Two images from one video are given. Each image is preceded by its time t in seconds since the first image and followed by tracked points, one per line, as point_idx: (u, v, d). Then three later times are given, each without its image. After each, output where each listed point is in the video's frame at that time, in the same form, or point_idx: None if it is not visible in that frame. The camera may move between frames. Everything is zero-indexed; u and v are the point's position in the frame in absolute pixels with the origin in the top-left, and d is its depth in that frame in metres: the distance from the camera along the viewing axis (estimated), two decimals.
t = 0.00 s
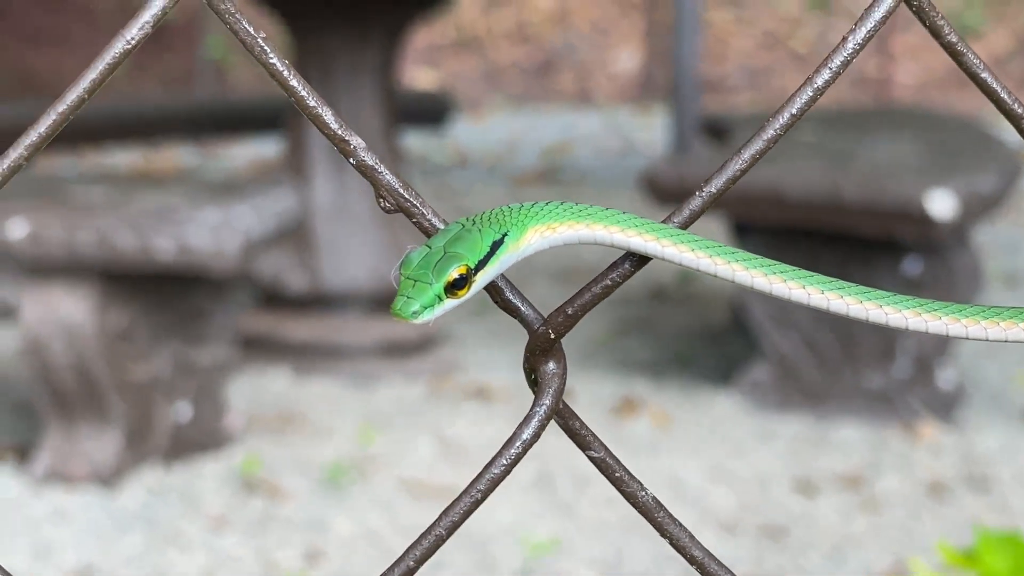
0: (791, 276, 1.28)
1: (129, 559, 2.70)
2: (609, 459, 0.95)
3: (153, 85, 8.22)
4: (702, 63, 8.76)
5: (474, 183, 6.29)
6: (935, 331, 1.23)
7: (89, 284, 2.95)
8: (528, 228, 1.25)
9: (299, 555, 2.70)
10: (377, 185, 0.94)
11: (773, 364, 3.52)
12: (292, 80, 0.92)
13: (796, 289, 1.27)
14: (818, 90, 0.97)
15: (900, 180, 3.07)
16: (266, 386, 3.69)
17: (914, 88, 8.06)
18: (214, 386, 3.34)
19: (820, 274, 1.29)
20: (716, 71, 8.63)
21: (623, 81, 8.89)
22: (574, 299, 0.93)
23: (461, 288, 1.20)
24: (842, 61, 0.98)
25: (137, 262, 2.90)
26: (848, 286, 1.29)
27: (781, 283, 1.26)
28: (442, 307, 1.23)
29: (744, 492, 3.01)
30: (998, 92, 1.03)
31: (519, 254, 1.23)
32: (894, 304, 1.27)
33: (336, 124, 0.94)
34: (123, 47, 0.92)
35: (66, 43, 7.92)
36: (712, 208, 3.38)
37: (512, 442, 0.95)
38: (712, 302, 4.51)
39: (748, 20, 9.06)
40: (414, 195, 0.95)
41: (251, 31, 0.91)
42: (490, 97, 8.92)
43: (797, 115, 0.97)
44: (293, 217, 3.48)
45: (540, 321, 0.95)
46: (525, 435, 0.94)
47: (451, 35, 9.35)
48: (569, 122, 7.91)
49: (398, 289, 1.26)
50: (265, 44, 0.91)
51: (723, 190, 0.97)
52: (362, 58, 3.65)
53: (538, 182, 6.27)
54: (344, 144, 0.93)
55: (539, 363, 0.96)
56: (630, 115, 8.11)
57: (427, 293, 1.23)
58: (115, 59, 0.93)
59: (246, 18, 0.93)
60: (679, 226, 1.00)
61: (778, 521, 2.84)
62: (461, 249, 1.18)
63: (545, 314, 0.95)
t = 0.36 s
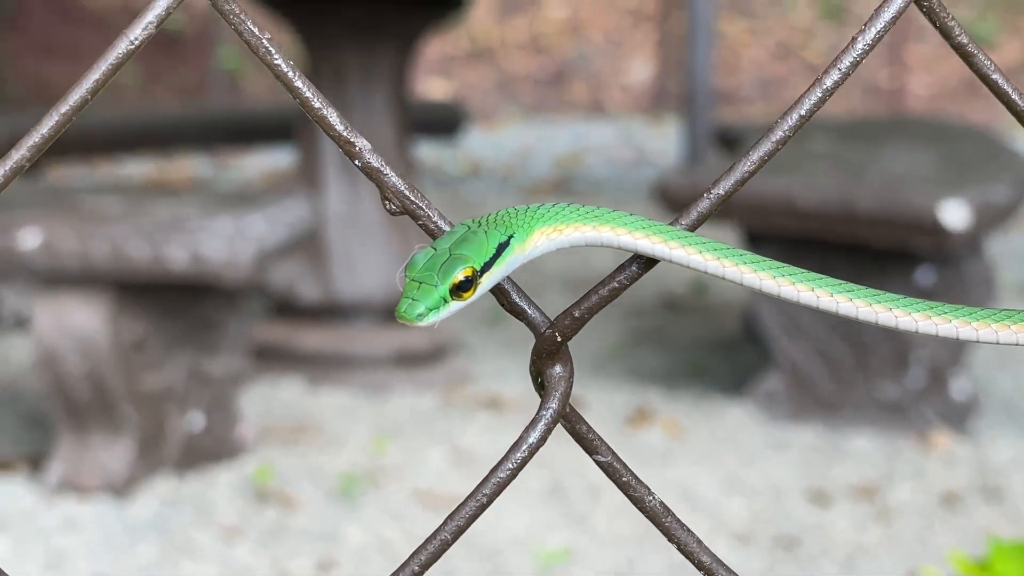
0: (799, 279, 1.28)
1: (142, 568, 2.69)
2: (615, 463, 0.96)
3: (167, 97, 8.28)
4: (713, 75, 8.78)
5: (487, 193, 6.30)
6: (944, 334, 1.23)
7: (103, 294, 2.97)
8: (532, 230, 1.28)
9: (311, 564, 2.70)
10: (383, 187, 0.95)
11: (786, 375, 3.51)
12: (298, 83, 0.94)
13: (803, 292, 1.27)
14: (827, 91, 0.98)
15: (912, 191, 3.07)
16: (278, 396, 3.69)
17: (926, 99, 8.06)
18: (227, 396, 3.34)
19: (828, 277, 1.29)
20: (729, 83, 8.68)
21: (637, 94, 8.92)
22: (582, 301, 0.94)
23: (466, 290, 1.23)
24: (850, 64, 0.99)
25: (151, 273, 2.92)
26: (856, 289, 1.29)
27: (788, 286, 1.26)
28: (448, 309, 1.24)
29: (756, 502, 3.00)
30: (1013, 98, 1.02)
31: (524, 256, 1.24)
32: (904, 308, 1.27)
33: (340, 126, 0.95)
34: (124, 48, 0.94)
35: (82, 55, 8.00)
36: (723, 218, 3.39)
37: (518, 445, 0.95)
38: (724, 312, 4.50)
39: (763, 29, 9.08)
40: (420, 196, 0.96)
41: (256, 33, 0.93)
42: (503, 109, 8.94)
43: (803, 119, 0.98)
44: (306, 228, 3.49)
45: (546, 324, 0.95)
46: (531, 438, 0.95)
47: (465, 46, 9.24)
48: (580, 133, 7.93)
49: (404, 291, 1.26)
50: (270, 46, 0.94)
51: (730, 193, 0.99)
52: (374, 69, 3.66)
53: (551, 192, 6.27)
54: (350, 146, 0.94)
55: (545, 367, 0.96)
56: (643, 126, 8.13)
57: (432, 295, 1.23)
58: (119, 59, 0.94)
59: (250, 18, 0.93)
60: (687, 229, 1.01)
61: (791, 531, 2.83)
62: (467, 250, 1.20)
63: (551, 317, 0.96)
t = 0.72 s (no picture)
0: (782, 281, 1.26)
1: None
2: (599, 469, 0.98)
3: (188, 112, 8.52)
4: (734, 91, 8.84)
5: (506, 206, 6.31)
6: (930, 339, 1.21)
7: (120, 306, 2.97)
8: (514, 233, 1.26)
9: None
10: (365, 190, 0.95)
11: (805, 390, 3.50)
12: (279, 84, 0.94)
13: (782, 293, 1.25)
14: (813, 92, 0.98)
15: (931, 205, 3.06)
16: (297, 411, 3.68)
17: (945, 115, 8.04)
18: (244, 410, 3.33)
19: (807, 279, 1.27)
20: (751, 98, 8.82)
21: (658, 109, 8.94)
22: (563, 306, 0.95)
23: (445, 292, 1.20)
24: (836, 65, 0.98)
25: (168, 286, 2.91)
26: (844, 292, 1.28)
27: (774, 290, 1.25)
28: (426, 311, 1.22)
29: (775, 518, 2.98)
30: (999, 94, 1.00)
31: (505, 258, 1.22)
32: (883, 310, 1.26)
33: (322, 128, 0.95)
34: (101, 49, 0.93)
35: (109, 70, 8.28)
36: (743, 234, 3.37)
37: (501, 450, 0.96)
38: (742, 327, 4.50)
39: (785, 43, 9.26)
40: (401, 200, 0.96)
41: (236, 33, 0.92)
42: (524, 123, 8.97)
43: (787, 122, 0.98)
44: (324, 241, 3.48)
45: (528, 328, 0.96)
46: (513, 443, 0.96)
47: (484, 61, 9.40)
48: (602, 147, 7.96)
49: (383, 294, 1.25)
50: (250, 46, 0.93)
51: (714, 195, 0.98)
52: (390, 82, 3.66)
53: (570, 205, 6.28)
54: (331, 148, 0.94)
55: (529, 371, 0.97)
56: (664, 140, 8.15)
57: (410, 297, 1.22)
58: (97, 58, 0.93)
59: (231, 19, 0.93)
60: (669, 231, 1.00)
61: (810, 547, 2.81)
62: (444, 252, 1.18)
63: (534, 321, 0.96)
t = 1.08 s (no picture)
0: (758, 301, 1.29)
1: None
2: (568, 484, 1.03)
3: (215, 123, 8.44)
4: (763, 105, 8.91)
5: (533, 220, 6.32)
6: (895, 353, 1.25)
7: (141, 320, 2.97)
8: (481, 245, 1.29)
9: None
10: (335, 203, 1.03)
11: (828, 407, 3.50)
12: (248, 97, 1.02)
13: (758, 311, 1.29)
14: (783, 105, 1.03)
15: (955, 223, 3.05)
16: (319, 426, 3.67)
17: (971, 132, 8.10)
18: (266, 427, 3.31)
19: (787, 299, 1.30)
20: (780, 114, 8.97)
21: (685, 125, 8.91)
22: (532, 320, 1.00)
23: (407, 306, 1.27)
24: (805, 79, 1.04)
25: (189, 300, 2.91)
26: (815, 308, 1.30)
27: (740, 304, 1.29)
28: (390, 326, 1.29)
29: (799, 535, 2.96)
30: (974, 108, 1.06)
31: (471, 272, 1.26)
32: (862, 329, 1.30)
33: (293, 144, 1.03)
34: (62, 59, 0.97)
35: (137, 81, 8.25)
36: (765, 251, 3.36)
37: (468, 465, 1.01)
38: (765, 343, 4.50)
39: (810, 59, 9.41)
40: (369, 213, 1.04)
41: (205, 46, 1.01)
42: (551, 138, 8.95)
43: (755, 137, 1.02)
44: (347, 257, 3.47)
45: (497, 342, 1.02)
46: (480, 457, 1.00)
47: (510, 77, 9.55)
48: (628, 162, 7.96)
49: (346, 307, 1.32)
50: (217, 59, 1.01)
51: (684, 209, 1.02)
52: (413, 95, 3.68)
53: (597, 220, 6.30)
54: (302, 162, 1.02)
55: (497, 386, 1.03)
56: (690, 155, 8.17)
57: (374, 311, 1.29)
58: (59, 69, 0.98)
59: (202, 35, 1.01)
60: (638, 245, 1.04)
61: (834, 564, 2.80)
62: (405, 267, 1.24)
63: (502, 336, 1.02)
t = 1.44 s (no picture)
0: (686, 284, 1.43)
1: None
2: (501, 476, 1.07)
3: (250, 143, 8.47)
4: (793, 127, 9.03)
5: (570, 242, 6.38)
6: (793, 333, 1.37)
7: (163, 338, 2.97)
8: (405, 230, 1.29)
9: None
10: (263, 189, 1.04)
11: (855, 425, 3.49)
12: (169, 75, 1.00)
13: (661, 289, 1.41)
14: (719, 88, 1.08)
15: (984, 245, 3.03)
16: (345, 440, 3.69)
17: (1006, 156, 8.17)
18: (291, 445, 3.30)
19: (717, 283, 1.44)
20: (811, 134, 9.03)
21: (718, 145, 9.00)
22: (461, 309, 1.05)
23: (327, 291, 1.22)
24: (745, 59, 1.09)
25: (212, 316, 2.88)
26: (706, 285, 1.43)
27: (643, 282, 1.41)
28: (308, 311, 1.22)
29: (824, 554, 2.93)
30: (921, 94, 1.11)
31: (394, 256, 1.25)
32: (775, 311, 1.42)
33: (216, 123, 1.02)
34: None
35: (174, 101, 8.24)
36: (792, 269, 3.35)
37: (395, 456, 1.06)
38: (796, 363, 4.48)
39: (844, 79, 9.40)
40: (299, 199, 1.05)
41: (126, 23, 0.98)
42: (585, 156, 8.98)
43: (696, 116, 1.08)
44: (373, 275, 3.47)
45: (427, 329, 1.06)
46: (408, 448, 1.06)
47: (544, 96, 9.56)
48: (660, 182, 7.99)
49: (264, 294, 1.24)
50: (143, 40, 0.99)
51: (615, 193, 1.07)
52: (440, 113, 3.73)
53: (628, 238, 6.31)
54: (228, 143, 1.01)
55: (426, 375, 1.08)
56: (725, 176, 8.19)
57: (291, 295, 1.22)
58: None
59: (122, 10, 0.98)
60: (570, 231, 1.09)
61: None
62: (328, 250, 1.19)
63: (432, 323, 1.06)
